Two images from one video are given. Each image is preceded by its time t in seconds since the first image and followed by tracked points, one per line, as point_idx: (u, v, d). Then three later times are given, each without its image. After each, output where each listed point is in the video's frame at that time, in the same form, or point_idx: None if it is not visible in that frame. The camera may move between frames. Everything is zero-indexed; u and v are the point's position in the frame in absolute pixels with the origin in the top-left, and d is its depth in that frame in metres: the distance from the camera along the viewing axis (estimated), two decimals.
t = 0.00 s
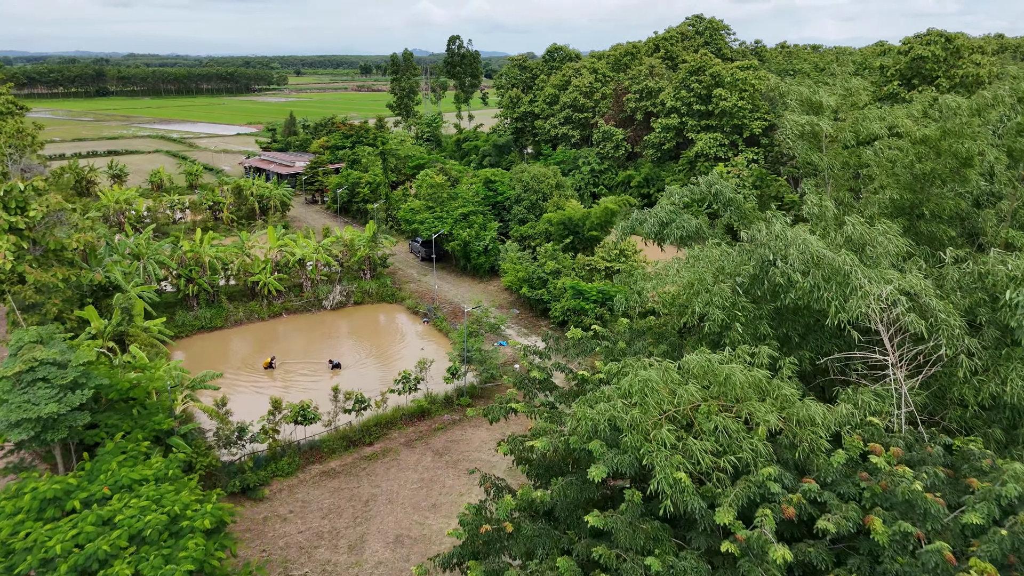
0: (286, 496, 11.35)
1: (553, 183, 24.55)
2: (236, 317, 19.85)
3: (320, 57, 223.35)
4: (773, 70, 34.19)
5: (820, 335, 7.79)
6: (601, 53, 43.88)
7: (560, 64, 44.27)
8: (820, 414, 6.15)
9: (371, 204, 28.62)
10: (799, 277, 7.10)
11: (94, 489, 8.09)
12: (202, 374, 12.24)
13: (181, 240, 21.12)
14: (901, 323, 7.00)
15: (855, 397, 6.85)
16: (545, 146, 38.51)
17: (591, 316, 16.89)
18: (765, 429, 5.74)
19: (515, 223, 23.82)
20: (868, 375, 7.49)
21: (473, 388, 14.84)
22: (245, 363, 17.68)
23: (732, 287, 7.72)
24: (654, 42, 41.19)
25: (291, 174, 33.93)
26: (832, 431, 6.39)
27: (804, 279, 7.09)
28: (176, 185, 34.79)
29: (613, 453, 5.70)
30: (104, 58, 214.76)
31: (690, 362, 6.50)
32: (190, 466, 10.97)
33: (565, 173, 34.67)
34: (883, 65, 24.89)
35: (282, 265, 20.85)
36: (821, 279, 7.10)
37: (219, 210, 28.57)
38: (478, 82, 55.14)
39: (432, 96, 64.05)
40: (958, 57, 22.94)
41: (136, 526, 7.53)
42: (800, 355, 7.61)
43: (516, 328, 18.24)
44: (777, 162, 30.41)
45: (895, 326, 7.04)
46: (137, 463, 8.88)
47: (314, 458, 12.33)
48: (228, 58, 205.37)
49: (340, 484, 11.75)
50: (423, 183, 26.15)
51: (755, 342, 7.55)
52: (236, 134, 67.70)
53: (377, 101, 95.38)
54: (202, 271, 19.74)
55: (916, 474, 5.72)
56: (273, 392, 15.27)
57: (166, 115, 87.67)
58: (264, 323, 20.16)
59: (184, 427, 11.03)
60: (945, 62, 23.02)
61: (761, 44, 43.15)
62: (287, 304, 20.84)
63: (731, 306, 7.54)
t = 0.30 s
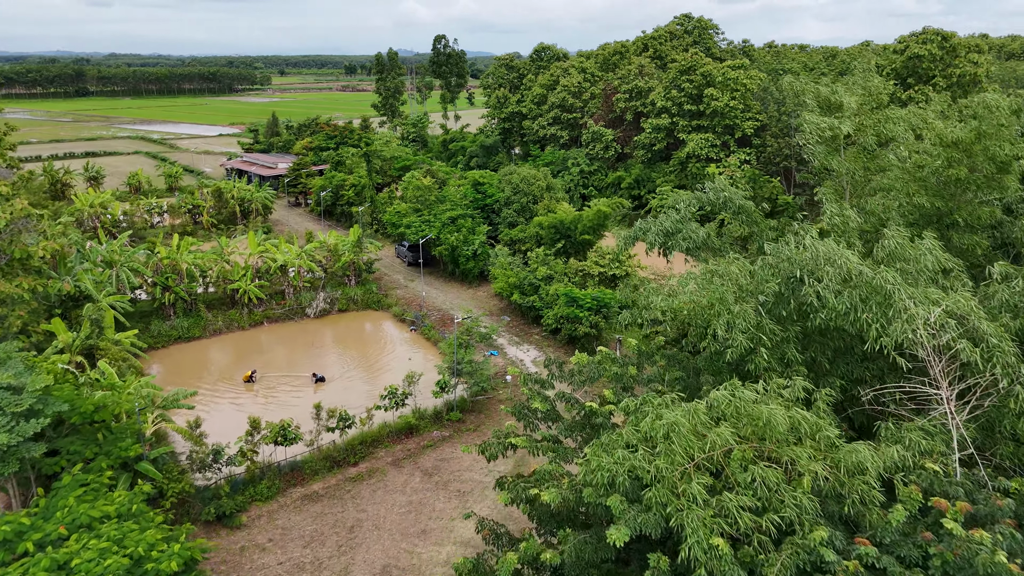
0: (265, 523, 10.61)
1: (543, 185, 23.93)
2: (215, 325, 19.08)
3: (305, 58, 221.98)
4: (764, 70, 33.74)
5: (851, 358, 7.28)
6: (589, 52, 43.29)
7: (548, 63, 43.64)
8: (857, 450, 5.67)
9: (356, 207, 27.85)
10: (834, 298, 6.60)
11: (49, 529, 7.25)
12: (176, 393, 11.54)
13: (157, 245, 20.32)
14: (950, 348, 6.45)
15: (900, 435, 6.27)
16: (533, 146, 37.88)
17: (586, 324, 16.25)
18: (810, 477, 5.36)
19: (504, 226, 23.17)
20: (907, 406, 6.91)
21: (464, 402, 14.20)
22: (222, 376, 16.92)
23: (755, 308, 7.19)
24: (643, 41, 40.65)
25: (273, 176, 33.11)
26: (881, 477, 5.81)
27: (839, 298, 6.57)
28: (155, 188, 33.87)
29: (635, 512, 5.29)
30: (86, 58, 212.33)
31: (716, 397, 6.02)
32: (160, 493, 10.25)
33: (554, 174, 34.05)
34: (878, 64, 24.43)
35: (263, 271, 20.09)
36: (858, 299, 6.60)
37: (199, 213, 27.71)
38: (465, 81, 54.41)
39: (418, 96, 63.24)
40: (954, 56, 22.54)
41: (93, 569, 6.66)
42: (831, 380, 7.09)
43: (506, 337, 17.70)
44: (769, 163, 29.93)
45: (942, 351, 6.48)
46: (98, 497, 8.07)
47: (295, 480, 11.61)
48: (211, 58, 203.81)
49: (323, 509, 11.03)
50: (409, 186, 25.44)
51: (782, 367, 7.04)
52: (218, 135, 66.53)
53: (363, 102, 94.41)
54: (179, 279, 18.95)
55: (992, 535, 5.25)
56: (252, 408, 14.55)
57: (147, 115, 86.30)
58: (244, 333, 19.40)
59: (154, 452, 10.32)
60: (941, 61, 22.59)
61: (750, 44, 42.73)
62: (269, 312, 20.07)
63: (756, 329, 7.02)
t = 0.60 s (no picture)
0: (248, 551, 9.88)
1: (540, 187, 23.28)
2: (200, 334, 18.36)
3: (296, 58, 220.67)
4: (763, 69, 33.18)
5: (897, 388, 6.67)
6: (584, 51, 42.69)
7: (542, 63, 43.04)
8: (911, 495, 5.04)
9: (347, 209, 27.15)
10: (890, 322, 5.93)
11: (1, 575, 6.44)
12: (151, 412, 10.82)
13: (140, 250, 19.57)
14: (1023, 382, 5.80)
15: (969, 482, 5.55)
16: (528, 147, 37.26)
17: (586, 333, 15.57)
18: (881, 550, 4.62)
19: (500, 231, 22.55)
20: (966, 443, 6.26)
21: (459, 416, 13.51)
22: (207, 388, 16.16)
23: (794, 332, 6.54)
24: (638, 40, 40.08)
25: (262, 178, 32.38)
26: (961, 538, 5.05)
27: (897, 323, 5.95)
28: (141, 190, 33.08)
29: None
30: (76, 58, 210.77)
31: (762, 444, 5.38)
32: (134, 522, 9.56)
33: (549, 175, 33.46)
34: (882, 62, 23.86)
35: (250, 277, 19.36)
36: (918, 325, 5.96)
37: (185, 217, 26.96)
38: (457, 81, 53.75)
39: (410, 96, 62.53)
40: (960, 54, 22.06)
41: None
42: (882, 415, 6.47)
43: (503, 346, 17.04)
44: (769, 164, 29.38)
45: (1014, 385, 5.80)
46: (63, 538, 7.27)
47: (281, 503, 10.91)
48: (202, 57, 202.45)
49: (311, 534, 10.32)
50: (401, 188, 24.76)
51: (824, 401, 6.40)
52: (208, 135, 65.64)
53: (355, 102, 93.59)
54: (162, 286, 18.23)
55: None
56: (237, 424, 13.84)
57: (136, 115, 85.28)
58: (231, 342, 18.65)
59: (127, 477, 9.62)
60: (947, 59, 22.09)
61: (747, 43, 42.28)
62: (256, 319, 19.35)
63: (796, 356, 6.36)
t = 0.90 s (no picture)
0: None
1: (540, 187, 22.58)
2: (187, 341, 17.63)
3: (294, 58, 219.86)
4: (767, 66, 32.52)
5: (965, 420, 5.95)
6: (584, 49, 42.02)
7: (541, 61, 42.37)
8: (1001, 555, 4.30)
9: (342, 210, 26.46)
10: (976, 350, 5.15)
11: None
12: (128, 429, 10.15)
13: (126, 253, 18.83)
14: None
15: None
16: (527, 146, 36.59)
17: (591, 340, 14.82)
18: None
19: (500, 233, 21.86)
20: None
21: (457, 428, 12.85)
22: (193, 398, 15.39)
23: (852, 356, 5.76)
24: (639, 38, 39.42)
25: (256, 178, 31.69)
26: None
27: (984, 350, 5.16)
28: (131, 190, 32.34)
29: None
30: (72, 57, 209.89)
31: (830, 502, 4.67)
32: (107, 548, 8.83)
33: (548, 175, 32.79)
34: (893, 59, 23.13)
35: (240, 281, 18.62)
36: (1005, 352, 5.21)
37: (176, 218, 26.25)
38: (455, 80, 53.06)
39: (407, 95, 61.81)
40: (973, 50, 21.43)
41: None
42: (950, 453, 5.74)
43: (504, 354, 16.30)
44: (774, 164, 28.75)
45: None
46: None
47: (267, 526, 10.18)
48: (199, 57, 201.67)
49: (299, 560, 9.58)
50: (398, 188, 24.06)
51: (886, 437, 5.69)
52: (203, 135, 64.89)
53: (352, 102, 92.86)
54: (148, 291, 17.52)
55: None
56: (223, 438, 13.13)
57: (131, 115, 84.56)
58: (219, 348, 17.92)
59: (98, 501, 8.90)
60: (960, 56, 21.47)
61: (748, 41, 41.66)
62: (246, 325, 18.64)
63: (857, 386, 5.58)
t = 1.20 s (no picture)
0: None
1: (542, 186, 21.84)
2: (174, 346, 16.88)
3: (292, 58, 218.93)
4: (772, 63, 31.80)
5: None
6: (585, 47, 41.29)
7: (542, 59, 41.63)
8: None
9: (338, 210, 25.73)
10: None
11: None
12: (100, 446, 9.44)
13: (111, 254, 18.10)
14: None
15: None
16: (528, 145, 35.86)
17: (598, 347, 14.06)
18: None
19: (500, 233, 21.14)
20: None
21: (457, 442, 12.12)
22: (182, 407, 14.68)
23: (936, 386, 5.33)
24: (641, 35, 38.70)
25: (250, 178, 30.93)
26: None
27: None
28: (123, 190, 31.60)
29: None
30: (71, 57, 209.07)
31: None
32: None
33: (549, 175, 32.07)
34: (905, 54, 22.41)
35: (230, 284, 17.89)
36: None
37: (167, 218, 25.49)
38: (454, 79, 52.30)
39: (406, 94, 61.04)
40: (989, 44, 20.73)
41: None
42: None
43: (505, 360, 15.59)
44: (782, 162, 28.03)
45: None
46: None
47: (252, 550, 9.43)
48: (198, 57, 200.73)
49: None
50: (396, 187, 23.33)
51: (975, 481, 5.14)
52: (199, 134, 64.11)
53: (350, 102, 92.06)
54: (133, 294, 16.78)
55: None
56: (209, 452, 12.40)
57: (127, 115, 83.86)
58: (209, 354, 17.19)
59: (64, 526, 8.16)
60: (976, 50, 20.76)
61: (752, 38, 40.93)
62: (236, 329, 17.88)
63: (945, 421, 5.11)
